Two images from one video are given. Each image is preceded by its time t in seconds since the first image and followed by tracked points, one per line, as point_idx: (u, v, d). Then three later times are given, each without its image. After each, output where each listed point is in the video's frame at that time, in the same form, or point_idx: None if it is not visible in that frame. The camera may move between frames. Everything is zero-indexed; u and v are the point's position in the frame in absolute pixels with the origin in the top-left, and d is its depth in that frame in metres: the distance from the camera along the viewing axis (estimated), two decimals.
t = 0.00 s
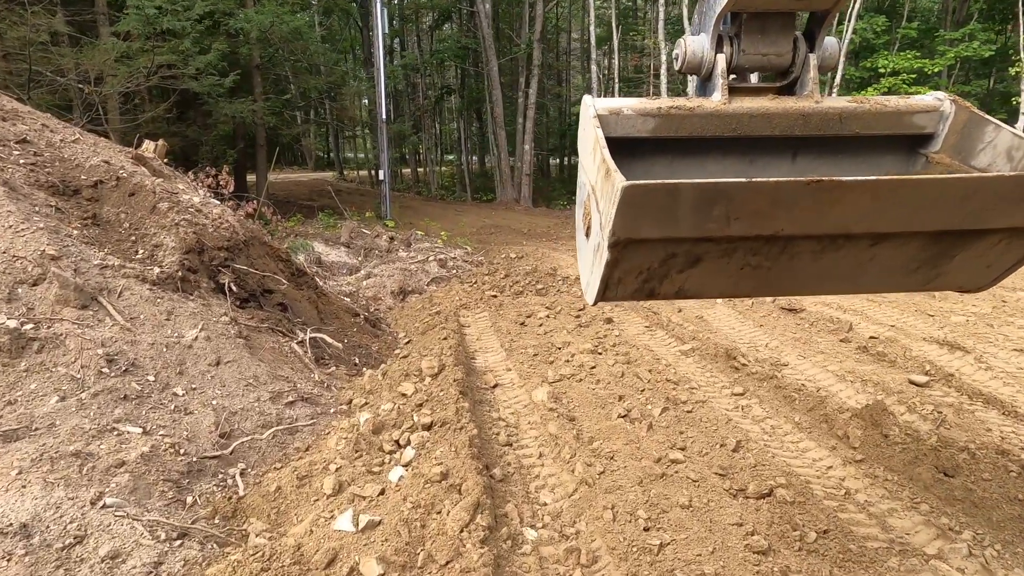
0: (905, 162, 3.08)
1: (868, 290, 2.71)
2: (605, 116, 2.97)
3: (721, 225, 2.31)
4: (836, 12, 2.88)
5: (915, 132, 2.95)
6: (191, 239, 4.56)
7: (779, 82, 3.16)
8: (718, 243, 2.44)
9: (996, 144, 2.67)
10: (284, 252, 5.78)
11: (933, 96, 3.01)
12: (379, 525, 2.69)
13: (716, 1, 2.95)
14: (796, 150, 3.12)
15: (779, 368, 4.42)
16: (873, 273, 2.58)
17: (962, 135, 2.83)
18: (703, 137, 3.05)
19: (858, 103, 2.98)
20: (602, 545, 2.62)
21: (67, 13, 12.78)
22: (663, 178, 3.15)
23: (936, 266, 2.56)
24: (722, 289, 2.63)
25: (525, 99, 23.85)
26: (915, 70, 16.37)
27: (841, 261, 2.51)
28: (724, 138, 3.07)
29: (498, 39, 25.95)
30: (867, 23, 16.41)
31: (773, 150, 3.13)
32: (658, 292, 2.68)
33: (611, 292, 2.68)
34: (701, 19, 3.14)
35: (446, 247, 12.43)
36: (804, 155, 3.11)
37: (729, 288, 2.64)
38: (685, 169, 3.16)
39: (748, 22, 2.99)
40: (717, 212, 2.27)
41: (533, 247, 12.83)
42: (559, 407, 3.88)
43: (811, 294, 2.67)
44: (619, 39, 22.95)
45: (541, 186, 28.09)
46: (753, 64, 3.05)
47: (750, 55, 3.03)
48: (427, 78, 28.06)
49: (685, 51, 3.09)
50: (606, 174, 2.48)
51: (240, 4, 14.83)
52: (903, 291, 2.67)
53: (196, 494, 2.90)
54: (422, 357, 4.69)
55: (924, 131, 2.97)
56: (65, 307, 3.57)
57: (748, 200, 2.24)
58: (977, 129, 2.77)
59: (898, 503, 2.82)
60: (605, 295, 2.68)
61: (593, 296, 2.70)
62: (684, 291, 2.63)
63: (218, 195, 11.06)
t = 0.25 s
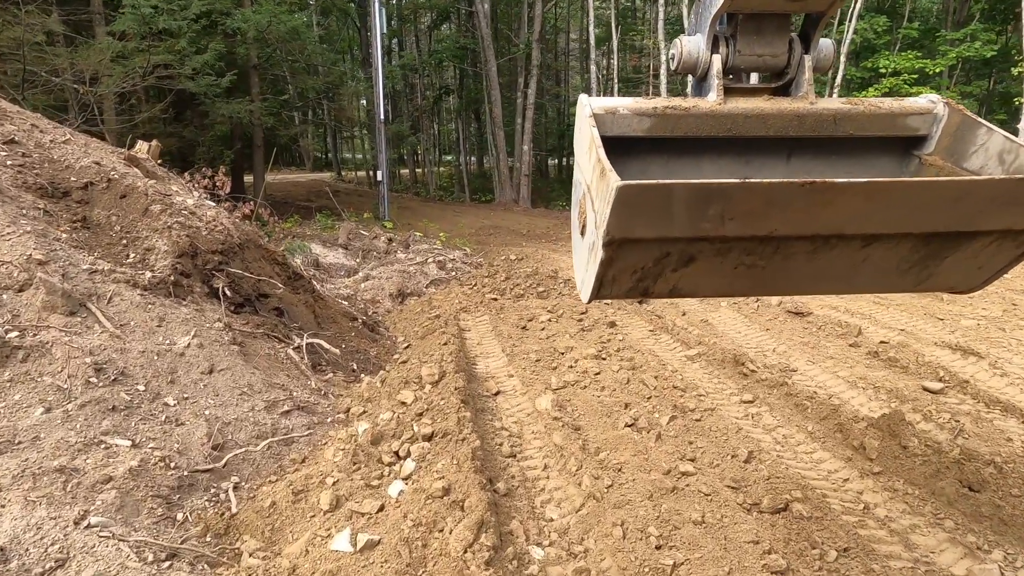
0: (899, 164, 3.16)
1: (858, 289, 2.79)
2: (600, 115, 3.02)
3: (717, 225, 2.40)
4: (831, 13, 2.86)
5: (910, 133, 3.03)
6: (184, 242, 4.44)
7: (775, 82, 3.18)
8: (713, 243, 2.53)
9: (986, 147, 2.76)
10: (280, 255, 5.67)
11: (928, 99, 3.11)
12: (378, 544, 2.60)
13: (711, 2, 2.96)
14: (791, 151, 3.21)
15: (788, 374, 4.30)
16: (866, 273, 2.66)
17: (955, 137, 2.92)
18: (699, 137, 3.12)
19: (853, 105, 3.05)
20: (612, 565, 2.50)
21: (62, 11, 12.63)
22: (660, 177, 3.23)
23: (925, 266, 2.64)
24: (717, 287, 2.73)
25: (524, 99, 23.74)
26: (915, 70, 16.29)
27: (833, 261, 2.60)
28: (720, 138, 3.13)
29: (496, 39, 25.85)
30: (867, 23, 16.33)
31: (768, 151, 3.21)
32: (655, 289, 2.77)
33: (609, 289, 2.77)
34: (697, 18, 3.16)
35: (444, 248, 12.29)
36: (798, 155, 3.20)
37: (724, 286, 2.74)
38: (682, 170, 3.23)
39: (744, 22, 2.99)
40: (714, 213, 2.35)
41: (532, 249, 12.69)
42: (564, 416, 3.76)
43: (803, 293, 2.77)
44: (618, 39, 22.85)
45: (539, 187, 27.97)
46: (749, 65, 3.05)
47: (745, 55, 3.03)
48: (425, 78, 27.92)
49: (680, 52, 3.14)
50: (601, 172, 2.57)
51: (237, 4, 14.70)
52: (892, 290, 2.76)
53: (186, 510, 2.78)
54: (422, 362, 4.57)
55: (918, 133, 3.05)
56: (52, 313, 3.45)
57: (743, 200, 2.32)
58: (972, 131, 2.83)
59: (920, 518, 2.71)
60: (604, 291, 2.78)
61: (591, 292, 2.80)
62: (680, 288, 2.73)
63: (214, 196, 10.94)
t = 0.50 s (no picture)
0: (913, 162, 3.05)
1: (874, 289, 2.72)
2: (611, 115, 2.97)
3: (731, 224, 2.33)
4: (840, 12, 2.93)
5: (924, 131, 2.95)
6: (173, 245, 4.29)
7: (786, 82, 3.17)
8: (726, 242, 2.46)
9: (1002, 144, 2.64)
10: (273, 259, 5.53)
11: (942, 97, 3.02)
12: (374, 566, 2.49)
13: None
14: (804, 150, 3.11)
15: (795, 381, 4.20)
16: (881, 272, 2.59)
17: (970, 134, 2.82)
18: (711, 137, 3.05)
19: (865, 103, 2.99)
20: None
21: (51, 10, 12.43)
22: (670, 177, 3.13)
23: (942, 265, 2.56)
24: (730, 287, 2.65)
25: (519, 100, 23.63)
26: (912, 71, 16.26)
27: (848, 260, 2.52)
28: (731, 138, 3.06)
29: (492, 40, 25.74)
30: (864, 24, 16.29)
31: (780, 150, 3.11)
32: (667, 290, 2.69)
33: (620, 290, 2.69)
34: (706, 18, 3.20)
35: (440, 250, 12.16)
36: (810, 154, 3.10)
37: (737, 286, 2.66)
38: (693, 170, 3.14)
39: (755, 21, 3.02)
40: (728, 212, 2.29)
41: (529, 250, 12.57)
42: (566, 426, 3.64)
43: (817, 293, 2.69)
44: (614, 40, 22.77)
45: (535, 188, 27.86)
46: (759, 63, 3.07)
47: (756, 54, 3.05)
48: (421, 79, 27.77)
49: (690, 51, 3.14)
50: (613, 171, 2.49)
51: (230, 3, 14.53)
52: (909, 290, 2.68)
53: (170, 530, 2.66)
54: (419, 369, 4.45)
55: (932, 131, 2.97)
56: (32, 321, 3.30)
57: (759, 199, 2.25)
58: (988, 128, 2.73)
59: (939, 535, 2.61)
60: (616, 292, 2.70)
61: (603, 293, 2.72)
62: (693, 289, 2.66)
63: (205, 197, 10.79)
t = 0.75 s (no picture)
0: (910, 164, 2.96)
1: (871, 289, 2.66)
2: (611, 115, 2.87)
3: (727, 226, 2.28)
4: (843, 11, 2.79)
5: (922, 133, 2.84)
6: (157, 249, 4.12)
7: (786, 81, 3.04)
8: (723, 243, 2.41)
9: (1000, 147, 2.57)
10: (264, 261, 5.38)
11: (941, 97, 2.91)
12: None
13: None
14: (804, 150, 3.00)
15: (801, 388, 4.10)
16: (878, 274, 2.53)
17: (968, 136, 2.73)
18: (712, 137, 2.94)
19: (865, 103, 2.87)
20: None
21: (37, 8, 12.20)
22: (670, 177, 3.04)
23: (940, 267, 2.49)
24: (726, 287, 2.61)
25: (514, 100, 23.52)
26: (906, 73, 16.26)
27: (844, 261, 2.46)
28: (732, 138, 2.95)
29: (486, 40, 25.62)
30: (858, 25, 16.28)
31: (779, 149, 3.00)
32: (664, 290, 2.65)
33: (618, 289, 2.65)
34: (708, 18, 3.06)
35: (435, 251, 12.02)
36: (811, 153, 2.99)
37: (734, 286, 2.61)
38: (693, 170, 3.05)
39: (756, 21, 2.88)
40: (724, 213, 2.23)
41: (525, 252, 12.46)
42: (567, 436, 3.52)
43: (814, 294, 2.64)
44: (609, 41, 22.69)
45: (530, 189, 27.75)
46: (760, 64, 2.93)
47: (757, 54, 2.91)
48: (415, 79, 27.59)
49: (693, 50, 3.01)
50: (612, 171, 2.41)
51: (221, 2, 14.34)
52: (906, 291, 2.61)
53: (149, 551, 2.53)
54: (413, 377, 4.31)
55: (931, 132, 2.86)
56: (6, 330, 3.16)
57: (754, 200, 2.19)
58: (984, 131, 2.66)
59: (958, 554, 2.51)
60: (613, 291, 2.66)
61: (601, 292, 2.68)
62: (690, 288, 2.61)
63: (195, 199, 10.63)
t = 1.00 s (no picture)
0: (923, 162, 2.87)
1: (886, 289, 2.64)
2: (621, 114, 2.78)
3: (741, 224, 2.26)
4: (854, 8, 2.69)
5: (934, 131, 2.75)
6: (147, 254, 3.99)
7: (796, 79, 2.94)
8: (736, 242, 2.39)
9: (1015, 143, 2.47)
10: (257, 266, 5.25)
11: (953, 94, 2.81)
12: None
13: None
14: (815, 149, 2.91)
15: (810, 397, 3.99)
16: (893, 272, 2.51)
17: (982, 133, 2.63)
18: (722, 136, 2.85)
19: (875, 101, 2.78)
20: None
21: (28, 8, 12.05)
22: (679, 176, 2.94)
23: (956, 266, 2.47)
24: (739, 286, 2.58)
25: (510, 102, 23.44)
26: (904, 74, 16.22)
27: (859, 260, 2.44)
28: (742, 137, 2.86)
29: (483, 42, 25.53)
30: (856, 27, 16.23)
31: (789, 148, 2.92)
32: (676, 290, 2.62)
33: (629, 289, 2.62)
34: (716, 16, 2.96)
35: (432, 254, 11.89)
36: (821, 152, 2.91)
37: (747, 285, 2.59)
38: (702, 170, 2.95)
39: (766, 18, 2.77)
40: (738, 211, 2.22)
41: (523, 254, 12.34)
42: (571, 448, 3.41)
43: (828, 293, 2.61)
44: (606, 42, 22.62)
45: (528, 190, 27.65)
46: (770, 62, 2.83)
47: (767, 52, 2.81)
48: (412, 80, 27.46)
49: (701, 49, 2.89)
50: (622, 170, 2.35)
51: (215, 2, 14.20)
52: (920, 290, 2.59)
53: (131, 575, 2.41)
54: (411, 385, 4.19)
55: (943, 129, 2.77)
56: None
57: (769, 198, 2.18)
58: (1000, 127, 2.56)
59: None
60: (624, 291, 2.63)
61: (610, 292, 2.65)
62: (702, 288, 2.59)
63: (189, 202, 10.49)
